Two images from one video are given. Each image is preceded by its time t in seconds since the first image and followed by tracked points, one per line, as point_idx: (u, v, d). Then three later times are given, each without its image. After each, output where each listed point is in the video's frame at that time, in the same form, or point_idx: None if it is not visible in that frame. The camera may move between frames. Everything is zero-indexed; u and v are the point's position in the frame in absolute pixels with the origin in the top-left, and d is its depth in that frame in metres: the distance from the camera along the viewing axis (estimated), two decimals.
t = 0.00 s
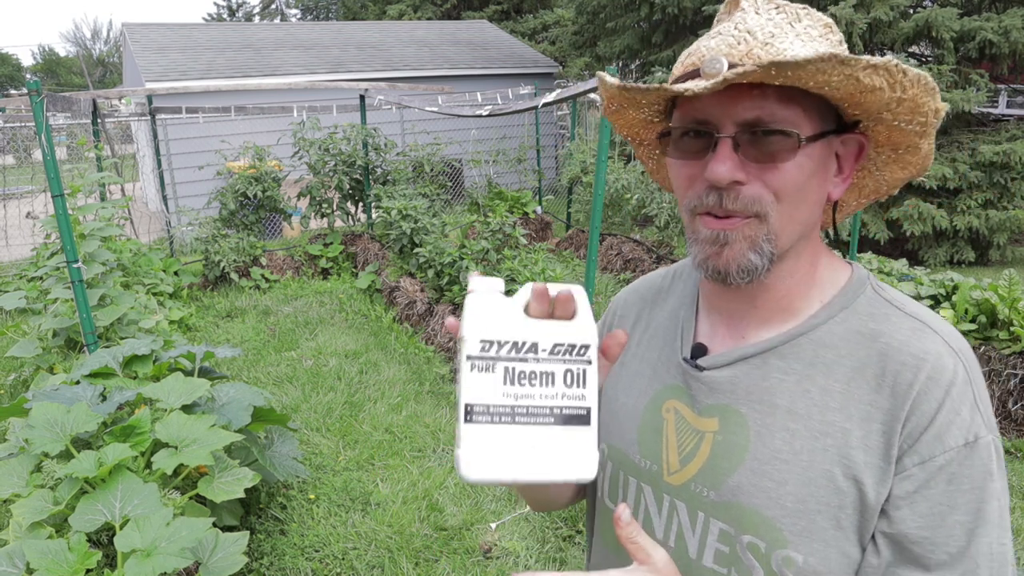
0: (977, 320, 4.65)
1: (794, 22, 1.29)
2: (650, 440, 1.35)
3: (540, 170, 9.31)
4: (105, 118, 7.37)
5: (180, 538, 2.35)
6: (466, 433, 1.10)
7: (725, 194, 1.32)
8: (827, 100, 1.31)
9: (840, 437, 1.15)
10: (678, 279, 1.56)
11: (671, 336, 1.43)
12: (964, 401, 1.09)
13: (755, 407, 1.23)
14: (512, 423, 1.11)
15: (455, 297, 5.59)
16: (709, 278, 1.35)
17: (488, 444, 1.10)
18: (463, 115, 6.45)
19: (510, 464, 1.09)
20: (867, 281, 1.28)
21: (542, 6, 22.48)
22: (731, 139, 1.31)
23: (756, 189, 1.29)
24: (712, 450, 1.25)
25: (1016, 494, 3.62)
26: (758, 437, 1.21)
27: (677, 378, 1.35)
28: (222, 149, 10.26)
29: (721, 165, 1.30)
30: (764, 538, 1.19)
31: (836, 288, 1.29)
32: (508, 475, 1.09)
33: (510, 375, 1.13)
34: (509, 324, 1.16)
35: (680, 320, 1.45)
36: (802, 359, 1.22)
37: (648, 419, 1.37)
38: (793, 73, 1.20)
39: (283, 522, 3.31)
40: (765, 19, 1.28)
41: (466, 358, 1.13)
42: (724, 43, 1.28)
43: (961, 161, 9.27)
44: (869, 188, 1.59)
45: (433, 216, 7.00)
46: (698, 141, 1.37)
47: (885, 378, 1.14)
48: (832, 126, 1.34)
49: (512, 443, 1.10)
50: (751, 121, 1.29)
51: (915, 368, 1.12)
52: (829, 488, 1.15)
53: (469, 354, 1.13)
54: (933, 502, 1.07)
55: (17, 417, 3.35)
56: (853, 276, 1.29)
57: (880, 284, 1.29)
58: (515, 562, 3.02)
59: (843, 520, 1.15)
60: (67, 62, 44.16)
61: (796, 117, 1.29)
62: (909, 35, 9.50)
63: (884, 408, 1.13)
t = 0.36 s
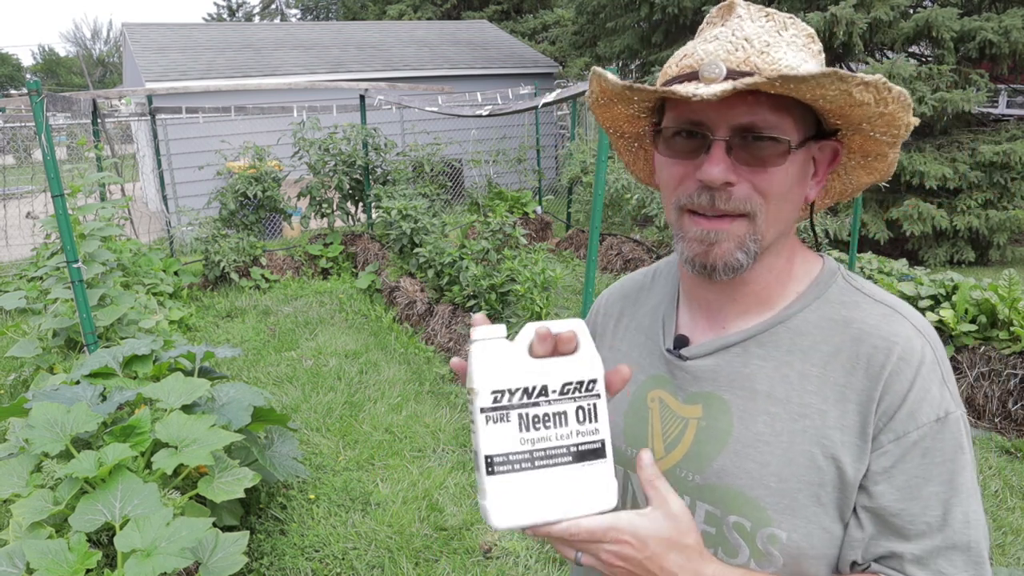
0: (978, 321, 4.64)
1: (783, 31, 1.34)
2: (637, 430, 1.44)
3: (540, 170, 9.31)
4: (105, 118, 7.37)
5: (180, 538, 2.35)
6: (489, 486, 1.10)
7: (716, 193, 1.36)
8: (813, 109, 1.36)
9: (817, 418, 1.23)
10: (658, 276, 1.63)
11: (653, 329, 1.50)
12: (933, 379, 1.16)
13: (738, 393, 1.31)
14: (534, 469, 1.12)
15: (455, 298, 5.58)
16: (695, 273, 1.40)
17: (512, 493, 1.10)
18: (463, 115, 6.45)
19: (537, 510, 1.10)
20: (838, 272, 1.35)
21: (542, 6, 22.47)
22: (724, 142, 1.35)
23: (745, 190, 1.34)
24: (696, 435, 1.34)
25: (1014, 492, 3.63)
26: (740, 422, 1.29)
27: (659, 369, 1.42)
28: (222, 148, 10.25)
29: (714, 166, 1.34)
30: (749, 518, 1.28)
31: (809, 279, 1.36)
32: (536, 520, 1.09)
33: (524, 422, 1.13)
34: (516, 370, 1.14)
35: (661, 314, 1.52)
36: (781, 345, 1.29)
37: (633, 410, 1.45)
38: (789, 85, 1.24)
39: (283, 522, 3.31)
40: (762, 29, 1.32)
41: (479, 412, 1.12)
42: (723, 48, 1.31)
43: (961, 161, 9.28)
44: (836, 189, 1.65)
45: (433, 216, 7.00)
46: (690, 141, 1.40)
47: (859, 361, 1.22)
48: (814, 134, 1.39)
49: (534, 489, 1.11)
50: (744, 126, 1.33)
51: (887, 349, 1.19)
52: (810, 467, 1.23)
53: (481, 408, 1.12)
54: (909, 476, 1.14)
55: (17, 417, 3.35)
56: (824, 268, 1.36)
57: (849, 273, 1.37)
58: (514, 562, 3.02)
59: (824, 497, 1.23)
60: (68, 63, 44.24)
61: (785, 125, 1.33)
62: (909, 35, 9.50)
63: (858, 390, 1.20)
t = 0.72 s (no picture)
0: (978, 321, 4.65)
1: (747, 32, 1.32)
2: (633, 424, 1.44)
3: (540, 170, 9.31)
4: (105, 118, 7.37)
5: (181, 538, 2.35)
6: (488, 473, 1.09)
7: (675, 180, 1.37)
8: (765, 92, 1.35)
9: (808, 408, 1.23)
10: (652, 276, 1.63)
11: (647, 327, 1.50)
12: (918, 371, 1.17)
13: (730, 386, 1.31)
14: (533, 457, 1.10)
15: (455, 297, 5.59)
16: (671, 265, 1.40)
17: (511, 480, 1.08)
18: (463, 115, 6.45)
19: (535, 497, 1.08)
20: (826, 267, 1.34)
21: (542, 6, 22.49)
22: (678, 130, 1.37)
23: (704, 174, 1.34)
24: (691, 428, 1.34)
25: (1014, 492, 3.63)
26: (734, 413, 1.29)
27: (654, 365, 1.43)
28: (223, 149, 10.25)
29: (667, 153, 1.37)
30: (743, 505, 1.28)
31: (800, 274, 1.36)
32: (533, 507, 1.08)
33: (524, 410, 1.12)
34: (516, 360, 1.14)
35: (655, 311, 1.52)
36: (771, 339, 1.29)
37: (630, 404, 1.45)
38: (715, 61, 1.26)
39: (283, 522, 3.31)
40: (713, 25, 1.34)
41: (480, 399, 1.12)
42: (673, 49, 1.30)
43: (961, 161, 9.28)
44: (832, 185, 1.61)
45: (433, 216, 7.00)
46: (653, 136, 1.43)
47: (847, 353, 1.22)
48: (778, 121, 1.39)
49: (533, 476, 1.09)
50: (695, 112, 1.35)
51: (874, 342, 1.19)
52: (801, 456, 1.23)
53: (482, 395, 1.12)
54: (896, 464, 1.14)
55: (17, 417, 3.35)
56: (812, 264, 1.36)
57: (838, 267, 1.36)
58: (514, 562, 3.02)
59: (815, 485, 1.23)
60: (67, 62, 44.31)
61: (734, 108, 1.33)
62: (909, 35, 9.51)
63: (847, 380, 1.21)
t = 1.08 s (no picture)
0: (978, 321, 4.64)
1: (748, 30, 1.35)
2: (642, 415, 1.44)
3: (540, 170, 9.31)
4: (105, 118, 7.37)
5: (180, 539, 2.34)
6: (491, 436, 1.09)
7: (705, 185, 1.36)
8: (784, 92, 1.37)
9: (815, 402, 1.22)
10: (660, 269, 1.61)
11: (657, 319, 1.49)
12: (924, 365, 1.16)
13: (738, 378, 1.30)
14: (536, 422, 1.11)
15: (455, 298, 5.58)
16: (700, 268, 1.39)
17: (514, 445, 1.09)
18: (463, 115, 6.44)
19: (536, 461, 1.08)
20: (838, 257, 1.36)
21: (542, 6, 22.48)
22: (706, 136, 1.36)
23: (734, 177, 1.34)
24: (700, 420, 1.33)
25: (1015, 492, 3.63)
26: (741, 406, 1.29)
27: (663, 357, 1.42)
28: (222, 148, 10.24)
29: (699, 159, 1.35)
30: (749, 498, 1.27)
31: (807, 269, 1.35)
32: (535, 470, 1.08)
33: (529, 375, 1.12)
34: (523, 327, 1.15)
35: (665, 304, 1.51)
36: (779, 334, 1.29)
37: (639, 396, 1.45)
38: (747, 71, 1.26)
39: (283, 522, 3.30)
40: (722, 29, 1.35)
41: (486, 363, 1.12)
42: (690, 52, 1.34)
43: (961, 161, 9.28)
44: (831, 171, 1.66)
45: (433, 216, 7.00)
46: (675, 142, 1.41)
47: (854, 347, 1.21)
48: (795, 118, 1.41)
49: (537, 440, 1.09)
50: (722, 117, 1.34)
51: (881, 336, 1.19)
52: (807, 449, 1.22)
53: (489, 358, 1.13)
54: (896, 456, 1.13)
55: (17, 417, 3.34)
56: (823, 254, 1.37)
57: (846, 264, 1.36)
58: (515, 562, 3.01)
59: (821, 478, 1.21)
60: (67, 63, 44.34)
61: (761, 111, 1.34)
62: (909, 34, 9.50)
63: (854, 374, 1.20)
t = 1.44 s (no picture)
0: (978, 321, 4.65)
1: (778, 29, 1.36)
2: (653, 422, 1.44)
3: (540, 170, 9.31)
4: (105, 118, 7.36)
5: (180, 538, 2.34)
6: (497, 443, 1.10)
7: (731, 189, 1.35)
8: (817, 100, 1.37)
9: (832, 407, 1.23)
10: (668, 272, 1.62)
11: (666, 323, 1.49)
12: (940, 369, 1.16)
13: (753, 384, 1.30)
14: (541, 429, 1.12)
15: (455, 297, 5.59)
16: (717, 270, 1.39)
17: (520, 453, 1.10)
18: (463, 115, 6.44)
19: (545, 467, 1.09)
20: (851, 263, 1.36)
21: (542, 6, 22.49)
22: (735, 139, 1.35)
23: (760, 183, 1.34)
24: (713, 427, 1.34)
25: (1014, 493, 3.63)
26: (756, 412, 1.29)
27: (675, 363, 1.42)
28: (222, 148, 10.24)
29: (727, 163, 1.34)
30: (766, 505, 1.28)
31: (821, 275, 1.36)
32: (546, 477, 1.09)
33: (531, 382, 1.14)
34: (522, 335, 1.17)
35: (673, 308, 1.51)
36: (794, 338, 1.29)
37: (649, 402, 1.44)
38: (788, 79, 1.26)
39: (283, 522, 3.30)
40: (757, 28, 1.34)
41: (487, 372, 1.14)
42: (725, 50, 1.33)
43: (961, 161, 9.28)
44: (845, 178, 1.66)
45: (433, 216, 7.00)
46: (701, 142, 1.40)
47: (870, 351, 1.21)
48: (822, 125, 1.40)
49: (543, 446, 1.11)
50: (753, 122, 1.33)
51: (898, 340, 1.19)
52: (824, 455, 1.22)
53: (489, 367, 1.14)
54: (912, 461, 1.13)
55: (16, 417, 3.34)
56: (836, 259, 1.38)
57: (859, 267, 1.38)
58: (514, 562, 3.01)
59: (838, 484, 1.22)
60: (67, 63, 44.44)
61: (792, 119, 1.33)
62: (909, 34, 9.51)
63: (871, 378, 1.20)
